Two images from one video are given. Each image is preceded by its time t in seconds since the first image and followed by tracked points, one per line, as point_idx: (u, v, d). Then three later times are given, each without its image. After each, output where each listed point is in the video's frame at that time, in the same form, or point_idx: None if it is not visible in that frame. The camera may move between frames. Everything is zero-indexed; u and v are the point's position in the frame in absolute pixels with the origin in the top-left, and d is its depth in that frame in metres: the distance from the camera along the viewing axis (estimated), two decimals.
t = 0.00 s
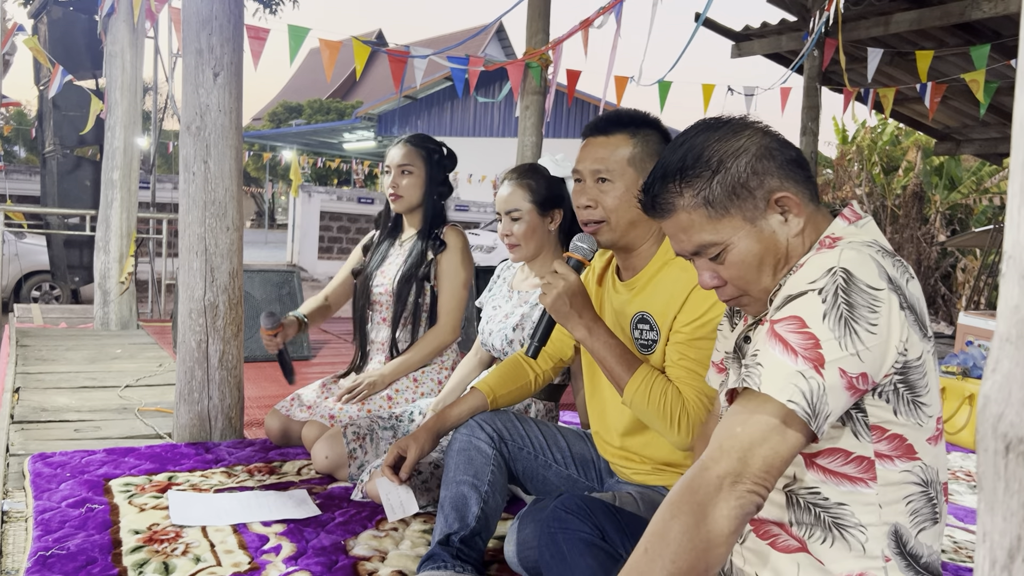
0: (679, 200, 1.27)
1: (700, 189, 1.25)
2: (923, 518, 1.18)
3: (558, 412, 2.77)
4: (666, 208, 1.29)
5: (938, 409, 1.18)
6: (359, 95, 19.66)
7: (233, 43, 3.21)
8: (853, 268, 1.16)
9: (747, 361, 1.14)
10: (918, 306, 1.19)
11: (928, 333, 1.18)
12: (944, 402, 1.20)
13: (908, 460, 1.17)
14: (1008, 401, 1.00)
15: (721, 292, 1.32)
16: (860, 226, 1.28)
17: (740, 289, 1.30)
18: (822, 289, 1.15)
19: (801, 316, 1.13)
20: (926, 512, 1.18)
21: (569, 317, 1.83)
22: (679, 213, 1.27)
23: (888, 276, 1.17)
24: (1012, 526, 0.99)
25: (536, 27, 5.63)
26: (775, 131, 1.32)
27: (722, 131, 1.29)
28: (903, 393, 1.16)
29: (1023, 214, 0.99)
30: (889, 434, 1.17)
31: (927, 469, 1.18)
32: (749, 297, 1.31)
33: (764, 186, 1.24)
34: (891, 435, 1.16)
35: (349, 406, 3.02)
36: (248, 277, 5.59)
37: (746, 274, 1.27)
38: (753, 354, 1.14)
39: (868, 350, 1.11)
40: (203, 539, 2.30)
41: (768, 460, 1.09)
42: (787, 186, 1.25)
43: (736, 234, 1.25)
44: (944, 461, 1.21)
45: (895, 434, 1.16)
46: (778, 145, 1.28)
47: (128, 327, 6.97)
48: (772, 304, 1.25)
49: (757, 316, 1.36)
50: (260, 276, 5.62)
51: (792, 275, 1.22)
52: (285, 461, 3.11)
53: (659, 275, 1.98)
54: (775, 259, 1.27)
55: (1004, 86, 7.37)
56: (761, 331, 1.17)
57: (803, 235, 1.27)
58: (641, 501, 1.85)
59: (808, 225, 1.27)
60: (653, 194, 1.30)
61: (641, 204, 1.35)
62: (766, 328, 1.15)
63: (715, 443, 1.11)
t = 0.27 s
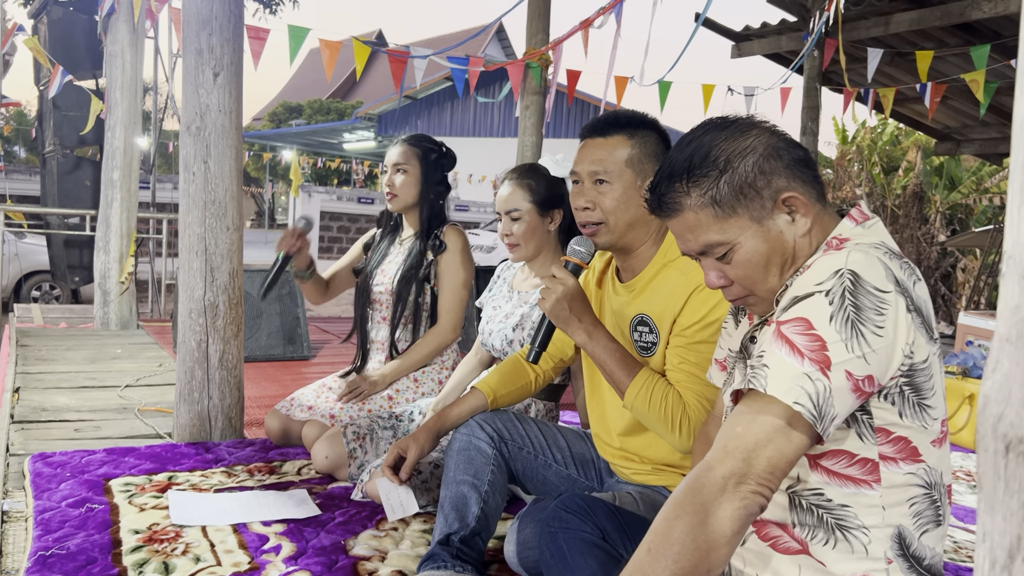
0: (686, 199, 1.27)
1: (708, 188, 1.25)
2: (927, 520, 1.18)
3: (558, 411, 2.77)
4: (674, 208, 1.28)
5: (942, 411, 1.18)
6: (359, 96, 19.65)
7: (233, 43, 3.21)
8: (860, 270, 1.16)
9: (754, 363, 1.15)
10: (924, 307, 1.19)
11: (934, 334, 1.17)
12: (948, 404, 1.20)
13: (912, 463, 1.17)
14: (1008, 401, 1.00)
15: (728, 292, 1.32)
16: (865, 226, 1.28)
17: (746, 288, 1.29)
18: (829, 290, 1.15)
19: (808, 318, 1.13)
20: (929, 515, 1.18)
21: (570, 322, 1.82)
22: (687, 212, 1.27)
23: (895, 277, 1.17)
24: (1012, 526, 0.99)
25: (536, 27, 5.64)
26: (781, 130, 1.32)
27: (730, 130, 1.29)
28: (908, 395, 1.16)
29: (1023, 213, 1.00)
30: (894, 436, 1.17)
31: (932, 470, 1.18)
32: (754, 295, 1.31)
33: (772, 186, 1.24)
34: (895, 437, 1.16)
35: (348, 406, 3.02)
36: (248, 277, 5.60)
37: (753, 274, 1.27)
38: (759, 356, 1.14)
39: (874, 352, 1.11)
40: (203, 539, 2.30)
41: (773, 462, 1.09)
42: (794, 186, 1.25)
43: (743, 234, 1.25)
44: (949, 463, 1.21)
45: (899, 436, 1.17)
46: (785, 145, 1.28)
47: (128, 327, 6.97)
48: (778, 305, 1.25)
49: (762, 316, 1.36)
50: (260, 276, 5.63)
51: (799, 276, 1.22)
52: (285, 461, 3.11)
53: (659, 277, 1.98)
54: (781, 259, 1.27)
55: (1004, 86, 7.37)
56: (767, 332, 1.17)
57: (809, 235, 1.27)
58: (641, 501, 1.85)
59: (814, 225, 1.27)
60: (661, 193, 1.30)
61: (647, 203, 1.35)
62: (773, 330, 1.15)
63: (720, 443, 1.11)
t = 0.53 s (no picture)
0: (689, 198, 1.27)
1: (712, 186, 1.25)
2: (925, 522, 1.18)
3: (558, 411, 2.77)
4: (678, 206, 1.28)
5: (943, 412, 1.18)
6: (359, 95, 19.65)
7: (233, 43, 3.21)
8: (864, 271, 1.16)
9: (757, 364, 1.15)
10: (928, 308, 1.19)
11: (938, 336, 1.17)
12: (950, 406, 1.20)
13: (910, 465, 1.17)
14: (1007, 401, 1.00)
15: (731, 291, 1.32)
16: (868, 227, 1.28)
17: (749, 288, 1.29)
18: (833, 291, 1.15)
19: (812, 319, 1.13)
20: (927, 517, 1.18)
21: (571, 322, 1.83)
22: (691, 211, 1.27)
23: (899, 279, 1.17)
24: (1012, 526, 0.99)
25: (536, 27, 5.64)
26: (786, 130, 1.32)
27: (734, 130, 1.30)
28: (910, 397, 1.16)
29: (1023, 214, 0.99)
30: (891, 439, 1.17)
31: (930, 473, 1.18)
32: (757, 295, 1.30)
33: (775, 185, 1.24)
34: (894, 440, 1.16)
35: (348, 405, 3.01)
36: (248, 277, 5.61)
37: (756, 274, 1.27)
38: (763, 357, 1.14)
39: (878, 353, 1.11)
40: (203, 539, 2.30)
41: (776, 463, 1.09)
42: (799, 185, 1.25)
43: (746, 233, 1.25)
44: (947, 465, 1.21)
45: (898, 439, 1.16)
46: (790, 144, 1.28)
47: (128, 327, 6.98)
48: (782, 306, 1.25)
49: (765, 316, 1.36)
50: (260, 276, 5.65)
51: (802, 277, 1.22)
52: (285, 461, 3.11)
53: (660, 277, 1.98)
54: (784, 258, 1.27)
55: (1004, 86, 7.37)
56: (772, 333, 1.17)
57: (813, 236, 1.27)
58: (641, 501, 1.85)
59: (818, 226, 1.27)
60: (665, 191, 1.30)
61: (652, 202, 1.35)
62: (777, 331, 1.15)
63: (722, 443, 1.11)
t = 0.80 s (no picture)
0: (690, 198, 1.27)
1: (712, 186, 1.25)
2: (925, 523, 1.19)
3: (558, 411, 2.77)
4: (679, 206, 1.28)
5: (943, 413, 1.19)
6: (359, 95, 19.65)
7: (233, 43, 3.21)
8: (867, 273, 1.16)
9: (759, 365, 1.15)
10: (929, 309, 1.19)
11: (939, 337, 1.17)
12: (950, 407, 1.21)
13: (910, 466, 1.17)
14: (1008, 401, 1.00)
15: (731, 291, 1.32)
16: (868, 227, 1.28)
17: (750, 287, 1.30)
18: (835, 293, 1.15)
19: (814, 320, 1.13)
20: (927, 518, 1.18)
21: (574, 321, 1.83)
22: (691, 211, 1.27)
23: (900, 280, 1.17)
24: (1012, 526, 0.99)
25: (536, 27, 5.64)
26: (786, 129, 1.32)
27: (735, 130, 1.29)
28: (911, 398, 1.16)
29: (1023, 214, 1.00)
30: (891, 440, 1.17)
31: (930, 474, 1.18)
32: (757, 295, 1.31)
33: (776, 185, 1.24)
34: (894, 441, 1.16)
35: (348, 405, 3.02)
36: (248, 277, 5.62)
37: (756, 273, 1.27)
38: (764, 358, 1.15)
39: (880, 355, 1.11)
40: (203, 539, 2.30)
41: (777, 465, 1.09)
42: (799, 185, 1.25)
43: (747, 233, 1.25)
44: (946, 465, 1.21)
45: (898, 440, 1.17)
46: (790, 144, 1.28)
47: (128, 327, 6.98)
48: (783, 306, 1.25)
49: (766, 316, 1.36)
50: (260, 276, 5.65)
51: (804, 279, 1.22)
52: (285, 461, 3.11)
53: (661, 277, 1.98)
54: (785, 258, 1.27)
55: (1004, 86, 7.37)
56: (774, 335, 1.17)
57: (813, 236, 1.27)
58: (641, 501, 1.85)
59: (818, 226, 1.27)
60: (666, 191, 1.30)
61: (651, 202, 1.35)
62: (779, 332, 1.15)
63: (723, 445, 1.11)
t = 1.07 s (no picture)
0: (686, 201, 1.27)
1: (708, 190, 1.25)
2: (924, 524, 1.19)
3: (558, 412, 2.77)
4: (675, 210, 1.28)
5: (941, 414, 1.19)
6: (359, 95, 19.65)
7: (233, 43, 3.21)
8: (865, 274, 1.16)
9: (758, 368, 1.14)
10: (927, 310, 1.19)
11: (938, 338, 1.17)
12: (948, 408, 1.21)
13: (909, 467, 1.17)
14: (1007, 401, 1.00)
15: (728, 293, 1.32)
16: (866, 227, 1.28)
17: (747, 289, 1.29)
18: (833, 295, 1.15)
19: (813, 323, 1.13)
20: (926, 518, 1.19)
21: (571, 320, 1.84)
22: (687, 214, 1.27)
23: (899, 281, 1.17)
24: (1012, 526, 0.99)
25: (536, 27, 5.64)
26: (781, 131, 1.31)
27: (730, 132, 1.29)
28: (910, 399, 1.16)
29: (1023, 214, 0.99)
30: (891, 441, 1.16)
31: (929, 475, 1.18)
32: (755, 297, 1.31)
33: (773, 187, 1.24)
34: (893, 442, 1.16)
35: (348, 406, 3.02)
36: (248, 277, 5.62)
37: (754, 275, 1.27)
38: (763, 361, 1.14)
39: (879, 357, 1.11)
40: (203, 539, 2.30)
41: (775, 467, 1.09)
42: (796, 187, 1.25)
43: (744, 236, 1.25)
44: (945, 466, 1.21)
45: (897, 442, 1.16)
46: (786, 145, 1.28)
47: (128, 327, 6.98)
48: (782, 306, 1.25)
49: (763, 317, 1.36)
50: (260, 276, 5.66)
51: (802, 280, 1.22)
52: (285, 461, 3.11)
53: (661, 276, 1.98)
54: (782, 259, 1.27)
55: (1004, 86, 7.37)
56: (772, 337, 1.17)
57: (810, 237, 1.27)
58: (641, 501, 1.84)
59: (815, 227, 1.28)
60: (662, 195, 1.30)
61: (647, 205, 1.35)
62: (778, 335, 1.15)
63: (722, 447, 1.11)
